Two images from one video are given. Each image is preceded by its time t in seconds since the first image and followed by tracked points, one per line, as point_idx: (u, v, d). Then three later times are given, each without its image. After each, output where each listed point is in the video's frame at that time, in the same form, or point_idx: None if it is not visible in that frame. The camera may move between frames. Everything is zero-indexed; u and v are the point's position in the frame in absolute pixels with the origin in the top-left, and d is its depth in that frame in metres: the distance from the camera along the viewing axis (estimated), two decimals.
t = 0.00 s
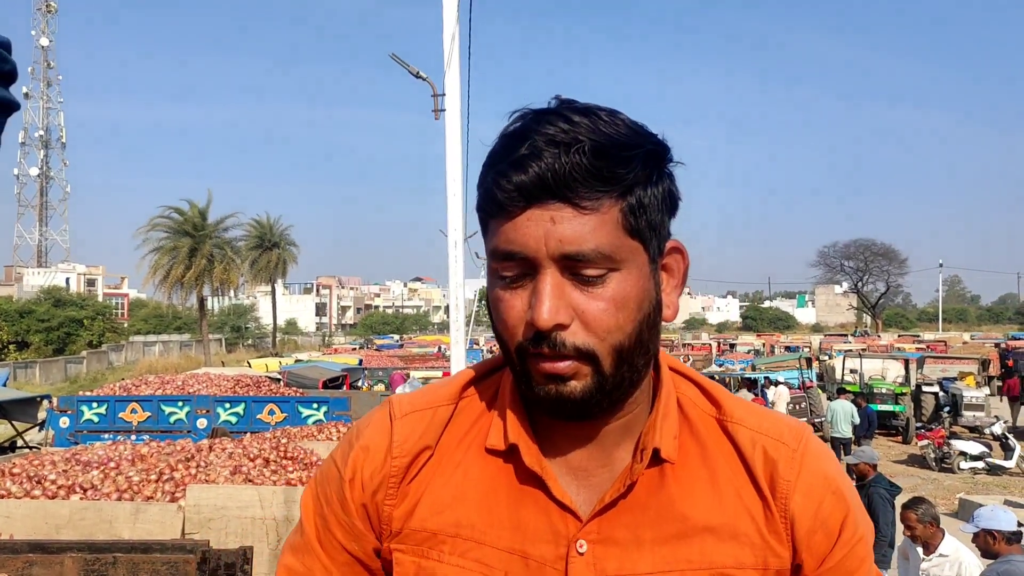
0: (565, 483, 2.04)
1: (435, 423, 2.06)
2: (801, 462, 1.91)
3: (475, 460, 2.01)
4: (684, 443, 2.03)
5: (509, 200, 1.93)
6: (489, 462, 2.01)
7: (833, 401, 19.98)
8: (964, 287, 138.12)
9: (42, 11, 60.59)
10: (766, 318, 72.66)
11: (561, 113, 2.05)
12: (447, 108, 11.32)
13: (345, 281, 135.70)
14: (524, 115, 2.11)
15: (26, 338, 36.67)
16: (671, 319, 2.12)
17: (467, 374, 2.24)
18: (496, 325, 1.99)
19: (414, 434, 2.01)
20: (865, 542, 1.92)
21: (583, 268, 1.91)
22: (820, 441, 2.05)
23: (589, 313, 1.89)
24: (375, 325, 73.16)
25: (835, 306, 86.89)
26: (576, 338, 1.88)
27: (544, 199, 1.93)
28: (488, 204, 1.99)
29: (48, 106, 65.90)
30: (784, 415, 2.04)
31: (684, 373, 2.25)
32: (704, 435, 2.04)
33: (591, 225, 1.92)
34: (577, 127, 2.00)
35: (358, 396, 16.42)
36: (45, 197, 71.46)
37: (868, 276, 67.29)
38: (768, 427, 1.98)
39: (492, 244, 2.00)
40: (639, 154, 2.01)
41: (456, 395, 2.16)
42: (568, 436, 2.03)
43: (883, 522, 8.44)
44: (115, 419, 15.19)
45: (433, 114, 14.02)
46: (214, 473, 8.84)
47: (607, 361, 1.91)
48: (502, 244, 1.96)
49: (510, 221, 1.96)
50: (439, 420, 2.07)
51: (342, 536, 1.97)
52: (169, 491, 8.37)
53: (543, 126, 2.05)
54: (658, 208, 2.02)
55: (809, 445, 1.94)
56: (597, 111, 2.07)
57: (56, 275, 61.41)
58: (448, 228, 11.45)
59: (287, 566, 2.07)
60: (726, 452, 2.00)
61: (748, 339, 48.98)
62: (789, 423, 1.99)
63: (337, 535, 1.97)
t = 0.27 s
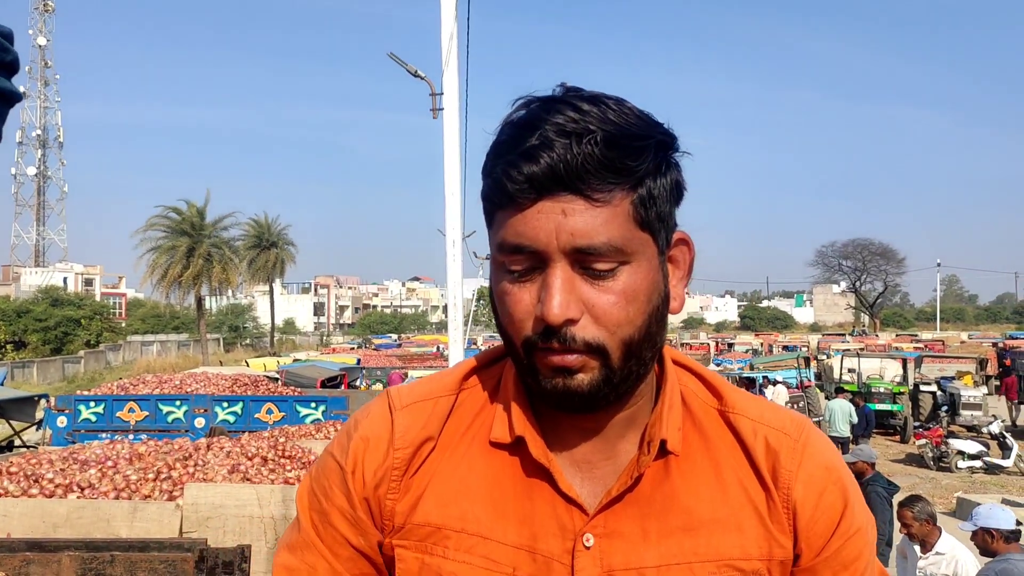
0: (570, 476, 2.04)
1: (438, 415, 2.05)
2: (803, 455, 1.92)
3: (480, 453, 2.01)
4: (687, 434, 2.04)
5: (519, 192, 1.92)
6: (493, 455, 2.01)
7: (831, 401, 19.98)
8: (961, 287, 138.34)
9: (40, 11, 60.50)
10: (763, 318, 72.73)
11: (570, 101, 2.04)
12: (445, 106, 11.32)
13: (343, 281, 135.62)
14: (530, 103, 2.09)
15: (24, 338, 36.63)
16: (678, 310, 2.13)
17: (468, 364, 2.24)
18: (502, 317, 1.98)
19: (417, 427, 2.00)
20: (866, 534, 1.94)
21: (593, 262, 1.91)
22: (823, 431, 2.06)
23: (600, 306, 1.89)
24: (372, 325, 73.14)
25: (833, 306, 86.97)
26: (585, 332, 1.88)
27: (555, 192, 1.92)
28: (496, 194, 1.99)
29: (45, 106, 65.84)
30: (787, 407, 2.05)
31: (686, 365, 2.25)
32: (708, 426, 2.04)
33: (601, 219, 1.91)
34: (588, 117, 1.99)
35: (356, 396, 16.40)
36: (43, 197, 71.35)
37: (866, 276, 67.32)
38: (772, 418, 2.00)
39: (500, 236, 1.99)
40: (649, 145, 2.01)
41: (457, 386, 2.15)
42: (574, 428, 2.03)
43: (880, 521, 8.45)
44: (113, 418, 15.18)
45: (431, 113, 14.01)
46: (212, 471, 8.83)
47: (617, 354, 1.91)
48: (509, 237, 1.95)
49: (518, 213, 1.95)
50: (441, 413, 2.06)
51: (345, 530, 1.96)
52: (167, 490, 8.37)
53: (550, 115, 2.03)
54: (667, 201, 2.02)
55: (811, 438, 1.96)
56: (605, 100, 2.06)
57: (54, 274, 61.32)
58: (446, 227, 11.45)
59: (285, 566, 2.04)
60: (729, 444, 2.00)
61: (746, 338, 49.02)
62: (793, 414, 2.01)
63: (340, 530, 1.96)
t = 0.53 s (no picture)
0: (560, 476, 2.04)
1: (427, 420, 2.03)
2: (783, 439, 1.94)
3: (469, 457, 2.00)
4: (672, 430, 2.04)
5: (508, 196, 1.91)
6: (483, 457, 2.01)
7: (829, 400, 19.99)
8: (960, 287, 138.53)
9: (38, 11, 60.45)
10: (762, 318, 72.77)
11: (553, 103, 2.03)
12: (444, 107, 11.32)
13: (342, 282, 135.56)
14: (512, 105, 2.08)
15: (22, 338, 36.57)
16: (662, 310, 2.14)
17: (452, 366, 2.23)
18: (490, 322, 1.97)
19: (408, 432, 1.98)
20: (841, 513, 1.96)
21: (583, 266, 1.91)
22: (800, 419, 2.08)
23: (591, 310, 1.90)
24: (371, 325, 73.13)
25: (832, 306, 87.05)
26: (577, 336, 1.88)
27: (546, 196, 1.91)
28: (484, 197, 1.97)
29: (44, 106, 65.80)
30: (766, 397, 2.07)
31: (667, 359, 2.26)
32: (692, 422, 2.05)
33: (590, 222, 1.92)
34: (576, 119, 1.98)
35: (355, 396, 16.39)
36: (41, 197, 71.25)
37: (864, 276, 67.37)
38: (750, 408, 2.02)
39: (487, 240, 1.97)
40: (635, 149, 2.02)
41: (443, 389, 2.14)
42: (562, 427, 2.03)
43: (879, 520, 8.46)
44: (112, 419, 15.17)
45: (429, 114, 14.02)
46: (210, 471, 8.83)
47: (608, 356, 1.92)
48: (498, 242, 1.94)
49: (507, 217, 1.94)
50: (430, 417, 2.05)
51: (341, 538, 1.92)
52: (165, 490, 8.35)
53: (536, 118, 2.02)
54: (652, 202, 2.04)
55: (791, 426, 1.98)
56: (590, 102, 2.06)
57: (52, 275, 61.23)
58: (444, 227, 11.45)
59: None
60: (712, 436, 2.02)
61: (744, 338, 49.06)
62: (770, 404, 2.03)
63: (340, 540, 1.93)
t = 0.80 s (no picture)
0: (562, 487, 2.05)
1: (429, 430, 2.06)
2: (786, 452, 1.92)
3: (471, 469, 2.01)
4: (672, 441, 2.04)
5: (498, 190, 1.93)
6: (484, 467, 2.02)
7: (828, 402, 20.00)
8: (959, 287, 138.67)
9: (36, 12, 60.45)
10: (761, 319, 72.82)
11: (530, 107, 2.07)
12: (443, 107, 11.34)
13: (340, 283, 135.54)
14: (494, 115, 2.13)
15: (20, 340, 36.55)
16: (661, 307, 2.13)
17: (455, 376, 2.24)
18: (490, 321, 1.96)
19: (410, 442, 2.00)
20: (847, 526, 1.92)
21: (580, 258, 1.92)
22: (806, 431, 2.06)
23: (594, 297, 1.89)
24: (369, 326, 73.14)
25: (830, 306, 87.14)
26: (583, 323, 1.86)
27: (535, 187, 1.93)
28: (474, 198, 1.99)
29: (43, 107, 65.73)
30: (770, 407, 2.05)
31: (669, 366, 2.24)
32: (692, 432, 2.04)
33: (581, 210, 1.93)
34: (556, 115, 2.02)
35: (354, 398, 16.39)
36: (39, 198, 71.26)
37: (862, 277, 67.45)
38: (756, 418, 1.99)
39: (481, 243, 1.98)
40: (616, 139, 2.04)
41: (445, 399, 2.16)
42: (562, 434, 2.03)
43: (877, 521, 8.48)
44: (110, 420, 15.16)
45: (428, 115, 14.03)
46: (209, 474, 8.82)
47: (615, 346, 1.90)
48: (496, 241, 1.94)
49: (500, 213, 1.94)
50: (432, 427, 2.07)
51: (347, 550, 1.93)
52: (163, 492, 8.34)
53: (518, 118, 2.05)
54: (639, 193, 2.05)
55: (795, 438, 1.96)
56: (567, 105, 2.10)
57: (50, 276, 61.15)
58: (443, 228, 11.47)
59: None
60: (714, 448, 2.01)
61: (743, 339, 49.12)
62: (776, 414, 2.00)
63: (341, 542, 1.93)
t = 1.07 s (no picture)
0: (554, 506, 2.03)
1: (425, 442, 2.05)
2: (779, 477, 1.83)
3: (464, 484, 2.01)
4: (665, 457, 2.00)
5: (509, 187, 1.92)
6: (478, 483, 2.01)
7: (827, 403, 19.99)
8: (958, 288, 138.83)
9: (35, 14, 60.50)
10: (760, 320, 72.91)
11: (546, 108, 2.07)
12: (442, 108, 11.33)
13: (340, 284, 135.48)
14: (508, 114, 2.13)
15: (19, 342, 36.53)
16: (665, 322, 2.13)
17: (456, 384, 2.24)
18: (489, 324, 1.95)
19: (406, 453, 2.00)
20: (844, 558, 1.80)
21: (588, 264, 1.91)
22: (810, 452, 1.94)
23: (598, 306, 1.88)
24: (369, 327, 73.15)
25: (829, 307, 87.20)
26: (586, 334, 1.85)
27: (546, 187, 1.92)
28: (482, 195, 1.98)
29: (42, 109, 65.73)
30: (772, 425, 1.96)
31: (672, 379, 2.19)
32: (688, 449, 1.99)
33: (592, 215, 1.92)
34: (571, 117, 2.02)
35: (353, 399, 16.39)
36: (39, 200, 71.21)
37: (861, 278, 67.54)
38: (754, 440, 1.90)
39: (486, 243, 1.98)
40: (629, 147, 2.03)
41: (444, 409, 2.15)
42: (557, 452, 2.02)
43: (877, 522, 8.47)
44: (109, 422, 15.16)
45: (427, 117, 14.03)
46: (207, 475, 8.82)
47: (619, 359, 1.89)
48: (502, 242, 1.94)
49: (506, 213, 1.94)
50: (429, 439, 2.06)
51: (347, 561, 1.93)
52: (162, 493, 8.34)
53: (532, 117, 2.06)
54: (650, 205, 2.06)
55: (796, 461, 1.87)
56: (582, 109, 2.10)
57: (50, 278, 61.11)
58: (442, 230, 11.47)
59: None
60: (705, 470, 1.93)
61: (742, 340, 49.16)
62: (776, 436, 1.91)
63: (337, 555, 1.94)
